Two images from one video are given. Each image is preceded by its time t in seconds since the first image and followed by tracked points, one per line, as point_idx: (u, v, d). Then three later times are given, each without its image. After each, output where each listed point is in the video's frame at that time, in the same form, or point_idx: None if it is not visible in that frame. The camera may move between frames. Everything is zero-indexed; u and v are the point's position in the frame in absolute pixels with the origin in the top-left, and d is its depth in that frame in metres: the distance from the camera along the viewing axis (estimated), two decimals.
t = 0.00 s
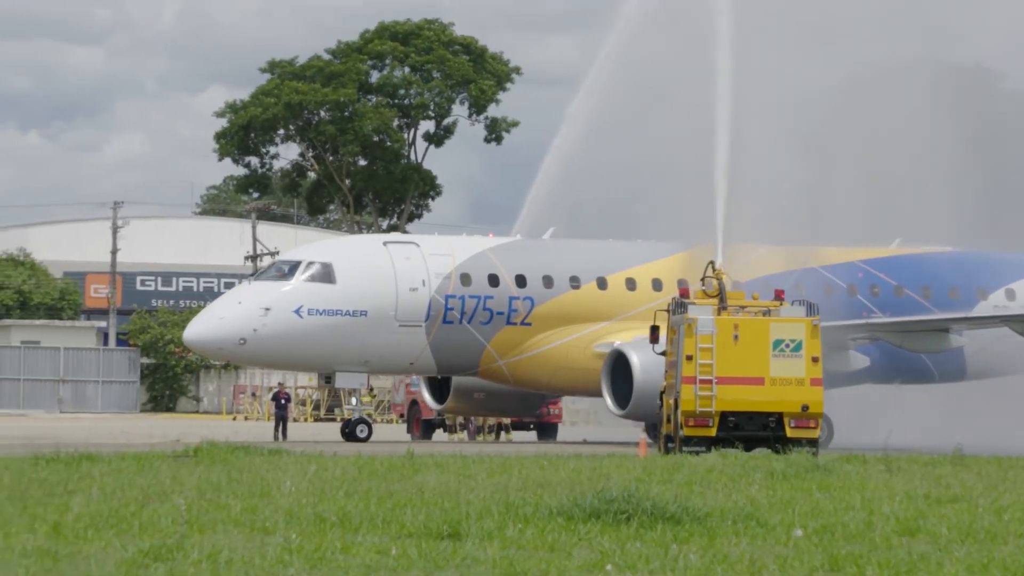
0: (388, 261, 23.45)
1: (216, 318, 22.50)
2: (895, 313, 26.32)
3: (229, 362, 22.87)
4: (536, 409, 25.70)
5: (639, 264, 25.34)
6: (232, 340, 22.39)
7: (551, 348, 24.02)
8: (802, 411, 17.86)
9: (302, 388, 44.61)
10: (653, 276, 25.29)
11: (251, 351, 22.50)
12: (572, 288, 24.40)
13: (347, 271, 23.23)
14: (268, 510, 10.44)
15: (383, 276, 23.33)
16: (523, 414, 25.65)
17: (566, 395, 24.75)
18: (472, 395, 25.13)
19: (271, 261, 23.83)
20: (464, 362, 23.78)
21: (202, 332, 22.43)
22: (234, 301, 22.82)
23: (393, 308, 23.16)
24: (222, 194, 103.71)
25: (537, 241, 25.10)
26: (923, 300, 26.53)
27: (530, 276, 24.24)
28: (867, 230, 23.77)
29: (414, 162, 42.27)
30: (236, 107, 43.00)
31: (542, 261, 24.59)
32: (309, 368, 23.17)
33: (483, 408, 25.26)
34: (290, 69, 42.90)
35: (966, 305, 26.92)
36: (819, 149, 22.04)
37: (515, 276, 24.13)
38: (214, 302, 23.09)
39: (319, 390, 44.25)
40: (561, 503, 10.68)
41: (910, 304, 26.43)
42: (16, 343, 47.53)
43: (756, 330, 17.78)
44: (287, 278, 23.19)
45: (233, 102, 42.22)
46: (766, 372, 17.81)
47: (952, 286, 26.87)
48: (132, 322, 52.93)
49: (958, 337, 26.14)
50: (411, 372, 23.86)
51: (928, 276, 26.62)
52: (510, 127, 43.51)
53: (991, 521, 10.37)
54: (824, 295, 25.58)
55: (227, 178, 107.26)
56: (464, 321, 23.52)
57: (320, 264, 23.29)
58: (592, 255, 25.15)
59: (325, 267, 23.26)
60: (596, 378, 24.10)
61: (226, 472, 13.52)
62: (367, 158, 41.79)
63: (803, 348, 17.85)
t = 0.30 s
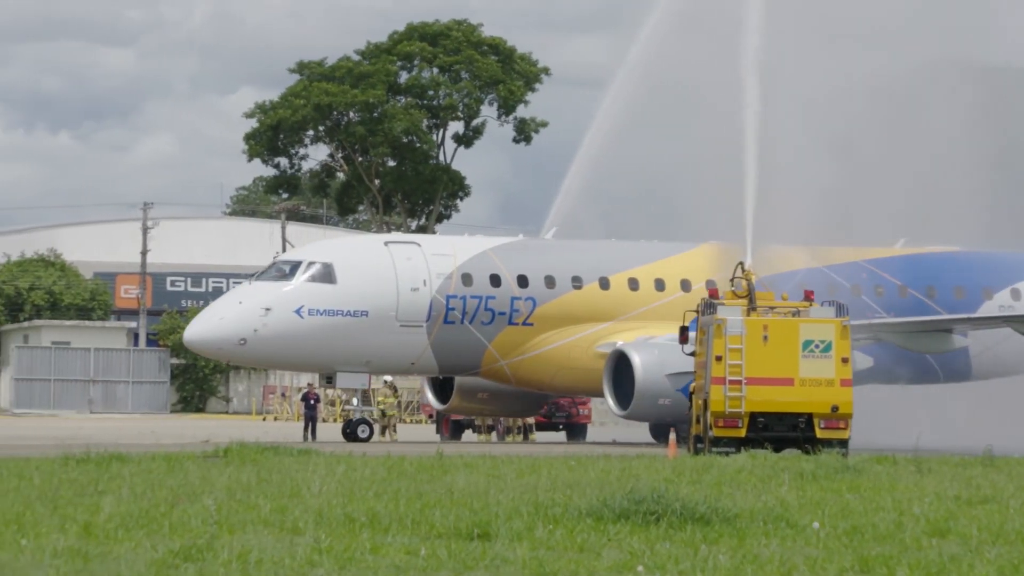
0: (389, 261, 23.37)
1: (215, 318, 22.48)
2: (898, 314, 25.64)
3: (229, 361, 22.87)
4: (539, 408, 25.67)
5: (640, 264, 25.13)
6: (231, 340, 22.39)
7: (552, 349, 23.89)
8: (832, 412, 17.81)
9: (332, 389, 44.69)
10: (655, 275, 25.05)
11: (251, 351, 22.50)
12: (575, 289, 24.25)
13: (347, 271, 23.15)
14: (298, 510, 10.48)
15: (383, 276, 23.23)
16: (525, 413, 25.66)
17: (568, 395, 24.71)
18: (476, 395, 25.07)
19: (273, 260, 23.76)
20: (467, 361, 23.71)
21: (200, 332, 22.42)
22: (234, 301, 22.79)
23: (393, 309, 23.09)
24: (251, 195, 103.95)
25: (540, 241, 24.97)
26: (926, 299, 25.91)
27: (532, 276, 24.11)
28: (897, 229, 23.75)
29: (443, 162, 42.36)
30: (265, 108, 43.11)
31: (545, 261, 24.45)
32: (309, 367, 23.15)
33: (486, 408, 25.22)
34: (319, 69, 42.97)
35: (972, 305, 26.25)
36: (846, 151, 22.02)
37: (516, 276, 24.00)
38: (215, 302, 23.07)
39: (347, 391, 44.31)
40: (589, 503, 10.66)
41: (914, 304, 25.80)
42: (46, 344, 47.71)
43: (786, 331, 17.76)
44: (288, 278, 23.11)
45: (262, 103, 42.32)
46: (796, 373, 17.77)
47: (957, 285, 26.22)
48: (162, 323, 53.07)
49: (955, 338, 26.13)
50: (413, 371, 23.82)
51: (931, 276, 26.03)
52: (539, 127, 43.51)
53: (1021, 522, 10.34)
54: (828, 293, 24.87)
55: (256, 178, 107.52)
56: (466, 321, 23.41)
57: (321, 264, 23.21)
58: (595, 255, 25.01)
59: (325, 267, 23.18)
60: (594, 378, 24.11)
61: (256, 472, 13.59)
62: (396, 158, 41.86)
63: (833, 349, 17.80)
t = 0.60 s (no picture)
0: (394, 260, 23.19)
1: (219, 318, 22.30)
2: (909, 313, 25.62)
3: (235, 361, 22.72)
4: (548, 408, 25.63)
5: (647, 264, 25.11)
6: (236, 340, 22.22)
7: (559, 349, 23.87)
8: (866, 413, 17.78)
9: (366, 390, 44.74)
10: (660, 276, 25.04)
11: (256, 350, 22.34)
12: (581, 289, 24.19)
13: (352, 270, 22.96)
14: (332, 510, 10.50)
15: (388, 276, 23.04)
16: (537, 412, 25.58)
17: (574, 395, 24.70)
18: (483, 395, 25.05)
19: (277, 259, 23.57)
20: (473, 362, 23.65)
21: (205, 332, 22.26)
22: (239, 300, 22.61)
23: (398, 308, 22.91)
24: (286, 194, 104.11)
25: (546, 242, 24.86)
26: (935, 299, 25.94)
27: (537, 276, 24.03)
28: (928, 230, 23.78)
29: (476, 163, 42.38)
30: (299, 108, 43.19)
31: (558, 261, 24.40)
32: (314, 367, 22.97)
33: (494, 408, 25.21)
34: (352, 70, 43.03)
35: (982, 305, 26.29)
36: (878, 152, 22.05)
37: (521, 276, 23.91)
38: (220, 301, 22.89)
39: (381, 392, 44.34)
40: (624, 504, 10.66)
41: (923, 303, 25.80)
42: (82, 344, 47.88)
43: (820, 331, 17.74)
44: (293, 277, 22.91)
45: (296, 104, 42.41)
46: (830, 374, 17.73)
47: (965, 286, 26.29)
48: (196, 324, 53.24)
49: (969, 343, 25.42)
50: (419, 372, 23.69)
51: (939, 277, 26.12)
52: (572, 128, 43.48)
53: None
54: (837, 295, 24.84)
55: (290, 177, 107.92)
56: (471, 321, 23.32)
57: (325, 264, 22.99)
58: (601, 256, 24.93)
59: (330, 267, 22.97)
60: (599, 377, 24.07)
61: (290, 472, 13.64)
62: (429, 159, 41.90)
63: (867, 349, 17.77)
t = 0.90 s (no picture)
0: (398, 259, 22.83)
1: (223, 317, 21.95)
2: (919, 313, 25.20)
3: (236, 362, 22.33)
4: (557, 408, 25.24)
5: (653, 263, 24.68)
6: (240, 340, 21.86)
7: (564, 349, 23.47)
8: (902, 413, 17.68)
9: (400, 390, 44.74)
10: (667, 275, 24.59)
11: (260, 350, 21.96)
12: (587, 288, 23.79)
13: (356, 269, 22.60)
14: (366, 510, 10.51)
15: (392, 276, 22.66)
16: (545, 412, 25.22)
17: (580, 395, 24.31)
18: (491, 395, 24.66)
19: (281, 260, 23.23)
20: (479, 362, 23.26)
21: (209, 332, 21.88)
22: (244, 300, 22.27)
23: (402, 308, 22.53)
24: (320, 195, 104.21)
25: (552, 241, 24.44)
26: (945, 299, 25.55)
27: (544, 276, 23.62)
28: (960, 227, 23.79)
29: (510, 163, 42.43)
30: (334, 109, 43.29)
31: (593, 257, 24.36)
32: (318, 368, 22.57)
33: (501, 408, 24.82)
34: (386, 70, 43.08)
35: (992, 305, 25.84)
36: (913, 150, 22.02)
37: (527, 275, 23.51)
38: (225, 301, 22.54)
39: (415, 391, 44.32)
40: (658, 504, 10.63)
41: (933, 303, 25.36)
42: (117, 345, 47.92)
43: (855, 331, 17.69)
44: (297, 278, 22.56)
45: (330, 105, 42.51)
46: (865, 374, 17.66)
47: (976, 285, 25.87)
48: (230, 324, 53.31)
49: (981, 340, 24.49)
50: (424, 372, 23.27)
51: (950, 277, 25.71)
52: (606, 129, 43.46)
53: None
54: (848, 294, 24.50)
55: (324, 177, 107.85)
56: (476, 321, 22.93)
57: (329, 264, 22.64)
58: (606, 255, 24.49)
59: (335, 266, 22.62)
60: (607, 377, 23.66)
61: (324, 473, 13.64)
62: (463, 159, 41.96)
63: (903, 349, 17.66)
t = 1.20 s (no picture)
0: (400, 259, 22.53)
1: (225, 318, 21.80)
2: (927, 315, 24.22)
3: (238, 363, 22.15)
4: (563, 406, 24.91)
5: (658, 262, 24.12)
6: (242, 340, 21.70)
7: (566, 350, 23.03)
8: (933, 414, 17.63)
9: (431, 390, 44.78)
10: (671, 275, 24.02)
11: (262, 351, 21.79)
12: (590, 288, 23.30)
13: (358, 270, 22.33)
14: (396, 510, 10.55)
15: (393, 276, 22.39)
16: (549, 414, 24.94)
17: (584, 395, 23.90)
18: (495, 395, 24.37)
19: (286, 259, 23.02)
20: (482, 362, 22.90)
21: (210, 333, 21.73)
22: (246, 300, 22.10)
23: (405, 310, 22.26)
24: (350, 196, 104.27)
25: (555, 240, 23.97)
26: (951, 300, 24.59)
27: (546, 276, 23.18)
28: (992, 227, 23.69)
29: (540, 164, 42.42)
30: (365, 110, 43.38)
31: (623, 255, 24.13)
32: (321, 368, 22.39)
33: (503, 408, 24.56)
34: (417, 71, 43.10)
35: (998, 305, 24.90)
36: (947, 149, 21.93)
37: (530, 275, 23.08)
38: (228, 301, 22.38)
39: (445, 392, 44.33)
40: (691, 504, 10.63)
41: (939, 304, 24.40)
42: (148, 346, 47.96)
43: (886, 332, 17.65)
44: (299, 278, 22.34)
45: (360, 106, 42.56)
46: (896, 375, 17.61)
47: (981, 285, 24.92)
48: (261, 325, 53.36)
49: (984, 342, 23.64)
50: (426, 372, 23.00)
51: (953, 276, 24.76)
52: (636, 129, 43.42)
53: None
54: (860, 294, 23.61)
55: (355, 179, 107.97)
56: (480, 321, 22.57)
57: (331, 264, 22.41)
58: (609, 255, 23.97)
59: (337, 267, 22.38)
60: (608, 377, 23.23)
61: (356, 473, 13.73)
62: (493, 160, 42.00)
63: (934, 350, 17.62)
